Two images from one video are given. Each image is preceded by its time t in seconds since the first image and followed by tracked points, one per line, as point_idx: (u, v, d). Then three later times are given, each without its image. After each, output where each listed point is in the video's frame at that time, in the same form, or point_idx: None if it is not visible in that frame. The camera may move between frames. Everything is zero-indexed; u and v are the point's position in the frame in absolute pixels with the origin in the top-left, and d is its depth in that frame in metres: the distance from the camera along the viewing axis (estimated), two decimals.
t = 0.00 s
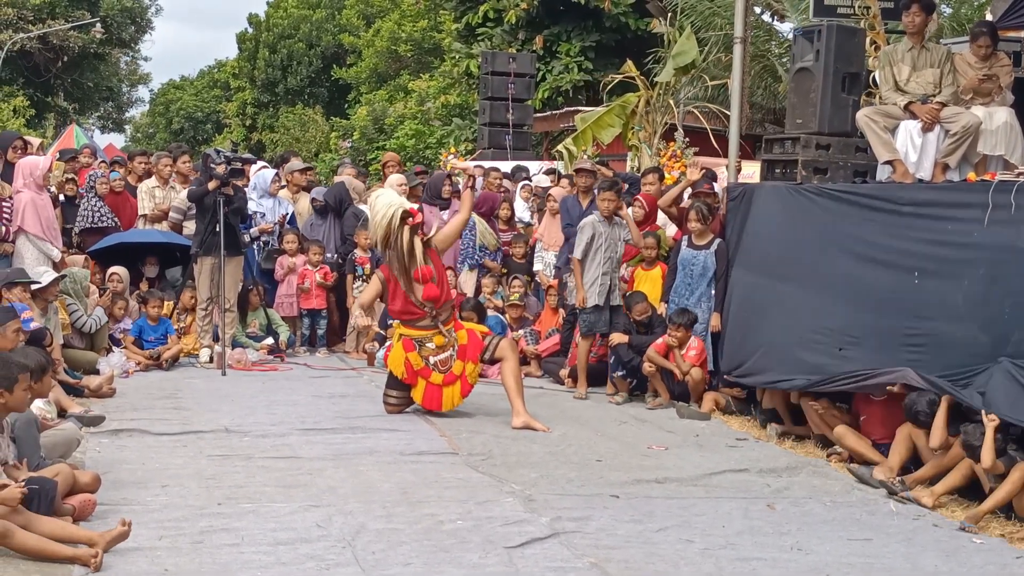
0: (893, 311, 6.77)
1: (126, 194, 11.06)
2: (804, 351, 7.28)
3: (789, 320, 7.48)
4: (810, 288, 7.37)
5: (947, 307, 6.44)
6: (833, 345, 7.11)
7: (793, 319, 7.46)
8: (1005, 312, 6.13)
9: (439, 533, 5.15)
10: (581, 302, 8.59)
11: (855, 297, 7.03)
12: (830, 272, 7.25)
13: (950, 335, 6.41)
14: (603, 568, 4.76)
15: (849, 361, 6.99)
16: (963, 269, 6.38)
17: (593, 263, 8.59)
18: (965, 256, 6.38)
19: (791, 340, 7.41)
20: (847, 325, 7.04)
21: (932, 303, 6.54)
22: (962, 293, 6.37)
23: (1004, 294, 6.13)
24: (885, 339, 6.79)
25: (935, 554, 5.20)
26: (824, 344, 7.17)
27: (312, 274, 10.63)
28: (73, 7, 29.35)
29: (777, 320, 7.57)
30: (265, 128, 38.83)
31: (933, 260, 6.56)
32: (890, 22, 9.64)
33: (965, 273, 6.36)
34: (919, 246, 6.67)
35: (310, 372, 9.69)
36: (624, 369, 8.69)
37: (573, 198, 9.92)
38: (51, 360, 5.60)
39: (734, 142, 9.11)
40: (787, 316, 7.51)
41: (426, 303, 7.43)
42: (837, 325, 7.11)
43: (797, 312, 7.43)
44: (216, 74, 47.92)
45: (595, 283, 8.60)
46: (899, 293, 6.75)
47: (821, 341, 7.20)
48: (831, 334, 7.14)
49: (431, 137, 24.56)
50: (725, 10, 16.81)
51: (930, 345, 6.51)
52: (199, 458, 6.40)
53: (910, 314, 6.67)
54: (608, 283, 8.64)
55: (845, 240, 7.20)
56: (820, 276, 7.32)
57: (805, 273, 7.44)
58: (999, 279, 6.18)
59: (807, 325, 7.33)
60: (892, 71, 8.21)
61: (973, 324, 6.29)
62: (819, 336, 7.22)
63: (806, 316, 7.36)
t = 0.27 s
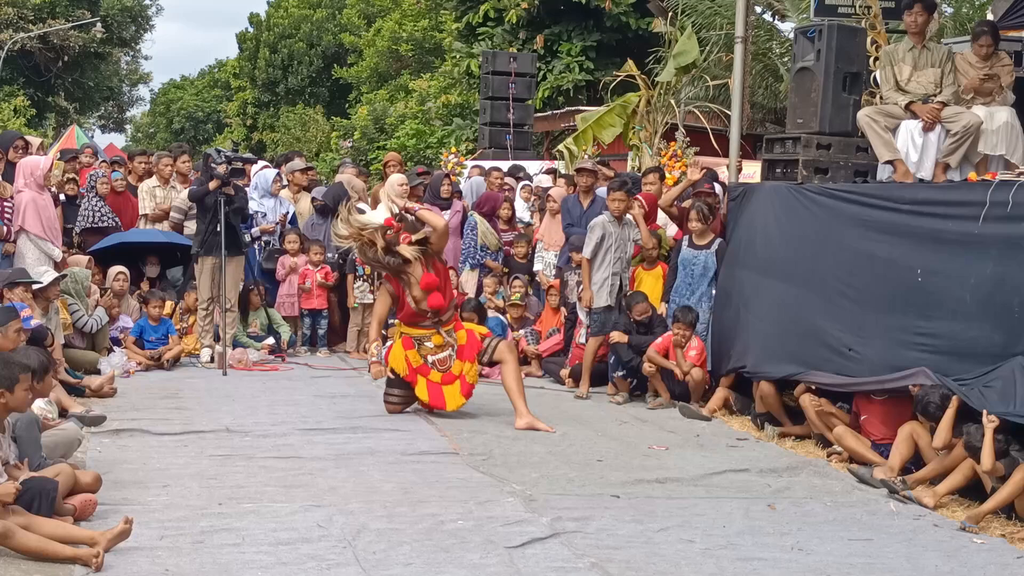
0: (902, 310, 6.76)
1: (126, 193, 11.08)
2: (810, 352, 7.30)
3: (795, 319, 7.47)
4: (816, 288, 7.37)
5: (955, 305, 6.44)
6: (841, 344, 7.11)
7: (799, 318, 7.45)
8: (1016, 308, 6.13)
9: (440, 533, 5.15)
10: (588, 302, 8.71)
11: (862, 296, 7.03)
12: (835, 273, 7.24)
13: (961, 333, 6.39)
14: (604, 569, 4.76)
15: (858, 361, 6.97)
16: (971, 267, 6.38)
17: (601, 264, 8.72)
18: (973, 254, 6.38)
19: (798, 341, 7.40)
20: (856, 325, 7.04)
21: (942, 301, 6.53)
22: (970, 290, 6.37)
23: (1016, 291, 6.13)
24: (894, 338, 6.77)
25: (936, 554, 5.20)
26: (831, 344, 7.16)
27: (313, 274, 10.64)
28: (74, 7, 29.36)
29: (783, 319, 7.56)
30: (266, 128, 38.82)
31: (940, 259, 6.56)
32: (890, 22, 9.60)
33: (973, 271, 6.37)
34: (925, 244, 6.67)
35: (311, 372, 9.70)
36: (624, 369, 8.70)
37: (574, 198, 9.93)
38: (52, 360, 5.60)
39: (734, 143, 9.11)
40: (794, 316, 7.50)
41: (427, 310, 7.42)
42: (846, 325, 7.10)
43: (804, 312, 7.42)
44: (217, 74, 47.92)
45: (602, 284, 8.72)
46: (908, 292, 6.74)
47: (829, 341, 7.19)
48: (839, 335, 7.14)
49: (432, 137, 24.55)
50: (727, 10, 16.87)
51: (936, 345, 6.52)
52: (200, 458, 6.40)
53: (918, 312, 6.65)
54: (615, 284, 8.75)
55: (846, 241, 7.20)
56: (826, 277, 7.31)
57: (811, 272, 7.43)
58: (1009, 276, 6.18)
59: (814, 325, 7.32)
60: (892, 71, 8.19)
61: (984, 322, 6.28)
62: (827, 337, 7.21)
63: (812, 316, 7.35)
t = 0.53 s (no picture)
0: (899, 309, 6.63)
1: (127, 193, 11.08)
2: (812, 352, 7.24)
3: (799, 321, 7.41)
4: (822, 290, 7.31)
5: (944, 302, 6.27)
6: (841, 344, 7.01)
7: (803, 319, 7.38)
8: (999, 304, 5.90)
9: (440, 533, 5.15)
10: (596, 303, 8.86)
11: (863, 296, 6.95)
12: (840, 274, 7.17)
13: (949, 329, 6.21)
14: (605, 569, 4.76)
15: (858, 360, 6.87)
16: (960, 264, 6.19)
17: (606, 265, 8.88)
18: (960, 252, 6.20)
19: (801, 341, 7.33)
20: (857, 325, 6.94)
21: (933, 298, 6.36)
22: (958, 287, 6.18)
23: (998, 287, 5.92)
24: (891, 337, 6.65)
25: (936, 554, 5.20)
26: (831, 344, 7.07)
27: (314, 274, 10.67)
28: (75, 6, 29.37)
29: (788, 321, 7.50)
30: (267, 128, 38.82)
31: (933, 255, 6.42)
32: (891, 22, 9.59)
33: (960, 268, 6.18)
34: (919, 242, 6.53)
35: (312, 372, 9.70)
36: (624, 369, 8.70)
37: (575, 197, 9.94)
38: (53, 360, 5.60)
39: (734, 143, 9.10)
40: (798, 317, 7.43)
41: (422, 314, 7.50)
42: (847, 325, 7.00)
43: (808, 314, 7.35)
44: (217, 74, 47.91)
45: (607, 284, 8.90)
46: (903, 291, 6.60)
47: (829, 341, 7.10)
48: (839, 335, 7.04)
49: (433, 137, 24.54)
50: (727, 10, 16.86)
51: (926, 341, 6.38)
52: (201, 458, 6.41)
53: (913, 311, 6.52)
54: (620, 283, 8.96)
55: (848, 240, 7.14)
56: (830, 278, 7.24)
57: (817, 273, 7.38)
58: (993, 271, 5.96)
59: (817, 325, 7.24)
60: (894, 71, 8.17)
61: (968, 318, 6.09)
62: (827, 337, 7.12)
63: (816, 317, 7.28)
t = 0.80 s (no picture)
0: (886, 306, 6.61)
1: (128, 193, 11.09)
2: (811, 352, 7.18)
3: (796, 320, 7.41)
4: (822, 289, 7.24)
5: (941, 303, 6.20)
6: (831, 341, 7.01)
7: (799, 319, 7.39)
8: (991, 306, 5.89)
9: (440, 533, 5.15)
10: (599, 302, 8.79)
11: (861, 295, 6.87)
12: (836, 273, 7.17)
13: (934, 328, 6.18)
14: (605, 569, 4.76)
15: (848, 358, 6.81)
16: (956, 266, 6.19)
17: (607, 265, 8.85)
18: (958, 254, 6.20)
19: (797, 341, 7.34)
20: (846, 322, 6.93)
21: (924, 297, 6.35)
22: (953, 288, 6.17)
23: (993, 289, 5.91)
24: (875, 333, 6.62)
25: (937, 554, 5.20)
26: (823, 341, 7.07)
27: (314, 274, 10.63)
28: (75, 6, 29.39)
29: (786, 321, 7.51)
30: (268, 128, 38.81)
31: (934, 256, 6.34)
32: (891, 22, 9.59)
33: (958, 270, 6.18)
34: (914, 242, 6.52)
35: (312, 372, 9.70)
36: (624, 370, 8.69)
37: (575, 197, 9.96)
38: (54, 360, 5.60)
39: (735, 142, 9.09)
40: (795, 317, 7.44)
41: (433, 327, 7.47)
42: (838, 323, 7.00)
43: (804, 313, 7.35)
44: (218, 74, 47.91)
45: (608, 284, 8.86)
46: (895, 290, 6.59)
47: (822, 340, 7.09)
48: (830, 332, 7.04)
49: (433, 137, 24.53)
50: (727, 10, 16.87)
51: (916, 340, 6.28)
52: (201, 458, 6.41)
53: (901, 310, 6.49)
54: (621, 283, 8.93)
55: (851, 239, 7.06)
56: (826, 276, 7.24)
57: (819, 274, 7.32)
58: (988, 275, 5.96)
59: (811, 324, 7.24)
60: (894, 71, 8.14)
61: (956, 317, 6.07)
62: (820, 335, 7.12)
63: (810, 315, 7.28)
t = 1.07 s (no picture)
0: (879, 308, 6.55)
1: (129, 193, 11.09)
2: (814, 353, 7.15)
3: (798, 323, 7.38)
4: (821, 290, 7.19)
5: (930, 305, 6.12)
6: (830, 345, 6.98)
7: (800, 322, 7.36)
8: (977, 307, 5.78)
9: (441, 533, 5.15)
10: (596, 303, 8.79)
11: (856, 295, 6.81)
12: (829, 273, 7.11)
13: (926, 331, 6.11)
14: (606, 569, 4.76)
15: (847, 360, 6.77)
16: (939, 266, 6.08)
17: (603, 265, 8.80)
18: (941, 253, 6.08)
19: (800, 344, 7.32)
20: (842, 325, 6.88)
21: (912, 299, 6.26)
22: (938, 288, 6.07)
23: (976, 289, 5.80)
24: (871, 337, 6.58)
25: (937, 555, 5.20)
26: (824, 344, 7.05)
27: (315, 273, 10.64)
28: (76, 6, 29.40)
29: (789, 325, 7.48)
30: (269, 127, 38.82)
31: (920, 256, 6.24)
32: (892, 22, 9.58)
33: (941, 269, 6.07)
34: (899, 242, 6.43)
35: (313, 372, 9.70)
36: (625, 370, 8.71)
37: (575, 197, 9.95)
38: (55, 361, 5.60)
39: (736, 142, 9.08)
40: (797, 320, 7.40)
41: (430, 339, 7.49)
42: (835, 325, 6.95)
43: (804, 316, 7.32)
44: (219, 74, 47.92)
45: (606, 284, 8.80)
46: (885, 290, 6.52)
47: (822, 343, 7.06)
48: (829, 335, 7.00)
49: (434, 137, 24.52)
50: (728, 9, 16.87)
51: (910, 343, 6.22)
52: (203, 458, 6.41)
53: (894, 311, 6.42)
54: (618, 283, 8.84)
55: (845, 239, 6.99)
56: (822, 277, 7.19)
57: (817, 274, 7.26)
58: (971, 274, 5.84)
59: (813, 326, 7.20)
60: (895, 71, 8.09)
61: (945, 319, 5.98)
62: (820, 338, 7.09)
63: (811, 318, 7.24)
